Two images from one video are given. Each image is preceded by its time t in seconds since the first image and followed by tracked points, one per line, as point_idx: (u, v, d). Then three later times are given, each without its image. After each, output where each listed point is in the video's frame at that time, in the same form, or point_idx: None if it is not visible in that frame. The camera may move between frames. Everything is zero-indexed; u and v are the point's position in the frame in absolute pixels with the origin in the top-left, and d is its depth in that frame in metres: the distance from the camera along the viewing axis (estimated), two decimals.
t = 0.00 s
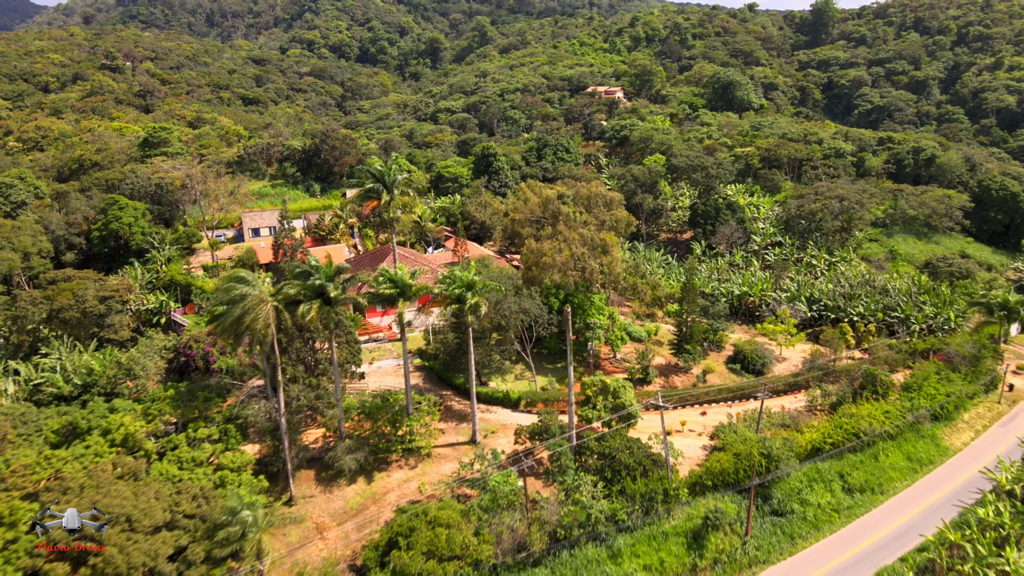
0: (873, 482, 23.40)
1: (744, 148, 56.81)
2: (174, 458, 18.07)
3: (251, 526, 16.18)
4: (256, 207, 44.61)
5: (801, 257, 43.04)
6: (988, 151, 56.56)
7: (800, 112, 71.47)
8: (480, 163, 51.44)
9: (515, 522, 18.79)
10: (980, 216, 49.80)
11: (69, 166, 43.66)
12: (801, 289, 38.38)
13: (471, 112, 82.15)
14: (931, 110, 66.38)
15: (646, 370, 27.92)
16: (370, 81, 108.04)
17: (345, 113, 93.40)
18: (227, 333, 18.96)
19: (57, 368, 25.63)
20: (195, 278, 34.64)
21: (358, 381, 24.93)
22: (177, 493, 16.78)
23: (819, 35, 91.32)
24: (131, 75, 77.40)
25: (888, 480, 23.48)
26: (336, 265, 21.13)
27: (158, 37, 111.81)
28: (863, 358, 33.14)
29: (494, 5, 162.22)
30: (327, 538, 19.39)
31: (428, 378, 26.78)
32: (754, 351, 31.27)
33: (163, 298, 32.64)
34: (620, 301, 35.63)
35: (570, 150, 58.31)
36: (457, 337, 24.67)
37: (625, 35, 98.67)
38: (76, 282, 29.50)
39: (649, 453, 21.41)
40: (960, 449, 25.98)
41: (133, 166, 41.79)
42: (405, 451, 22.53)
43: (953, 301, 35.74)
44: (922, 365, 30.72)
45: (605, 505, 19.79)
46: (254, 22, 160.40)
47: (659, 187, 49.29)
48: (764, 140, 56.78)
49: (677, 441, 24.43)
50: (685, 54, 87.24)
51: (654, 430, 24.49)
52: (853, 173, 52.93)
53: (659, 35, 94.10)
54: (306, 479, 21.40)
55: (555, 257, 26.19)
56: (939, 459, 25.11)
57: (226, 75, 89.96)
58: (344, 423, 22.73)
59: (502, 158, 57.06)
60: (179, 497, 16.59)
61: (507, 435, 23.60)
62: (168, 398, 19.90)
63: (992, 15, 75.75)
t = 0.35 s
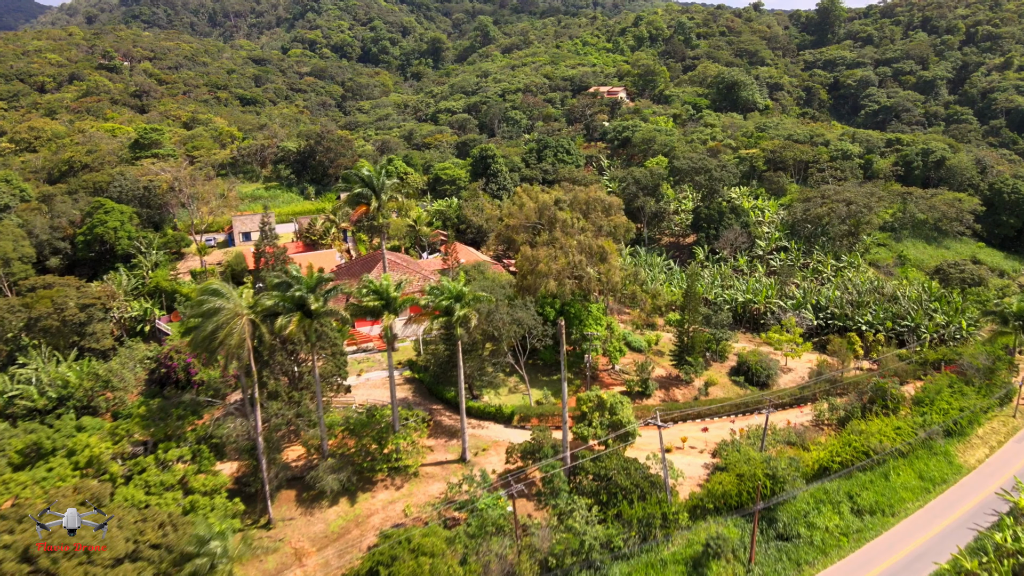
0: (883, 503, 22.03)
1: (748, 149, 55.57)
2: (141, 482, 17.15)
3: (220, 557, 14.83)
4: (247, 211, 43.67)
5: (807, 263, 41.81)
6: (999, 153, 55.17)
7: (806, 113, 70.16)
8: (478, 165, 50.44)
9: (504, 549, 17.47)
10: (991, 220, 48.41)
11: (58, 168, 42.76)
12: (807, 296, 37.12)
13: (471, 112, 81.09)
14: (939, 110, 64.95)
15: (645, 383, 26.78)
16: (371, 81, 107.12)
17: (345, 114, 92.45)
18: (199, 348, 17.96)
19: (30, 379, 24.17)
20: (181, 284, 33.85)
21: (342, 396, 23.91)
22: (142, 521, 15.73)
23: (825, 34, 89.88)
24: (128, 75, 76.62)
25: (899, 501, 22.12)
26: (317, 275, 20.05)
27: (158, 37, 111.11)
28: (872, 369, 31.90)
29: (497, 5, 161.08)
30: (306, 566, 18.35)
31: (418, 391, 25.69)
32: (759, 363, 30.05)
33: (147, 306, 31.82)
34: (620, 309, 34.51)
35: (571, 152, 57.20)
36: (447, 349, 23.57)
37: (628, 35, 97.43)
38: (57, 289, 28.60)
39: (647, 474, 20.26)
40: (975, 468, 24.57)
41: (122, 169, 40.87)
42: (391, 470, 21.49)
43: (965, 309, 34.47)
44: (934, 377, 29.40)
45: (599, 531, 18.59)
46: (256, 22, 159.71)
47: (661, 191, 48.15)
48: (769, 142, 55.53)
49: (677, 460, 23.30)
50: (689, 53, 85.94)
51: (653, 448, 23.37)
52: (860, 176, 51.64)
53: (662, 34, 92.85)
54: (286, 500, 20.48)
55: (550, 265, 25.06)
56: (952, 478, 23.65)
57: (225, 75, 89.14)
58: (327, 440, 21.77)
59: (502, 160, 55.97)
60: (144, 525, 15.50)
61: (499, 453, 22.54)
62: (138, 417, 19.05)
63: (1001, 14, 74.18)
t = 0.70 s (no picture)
0: (891, 525, 20.80)
1: (750, 151, 54.53)
2: (106, 509, 16.10)
3: None
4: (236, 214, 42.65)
5: (810, 268, 40.77)
6: (1005, 154, 53.99)
7: (807, 114, 69.11)
8: (473, 168, 49.49)
9: None
10: (998, 224, 47.30)
11: (44, 170, 41.66)
12: (809, 303, 36.06)
13: (469, 113, 80.07)
14: (943, 111, 63.83)
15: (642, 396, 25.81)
16: (368, 81, 106.08)
17: (342, 114, 91.44)
18: (167, 366, 16.91)
19: None
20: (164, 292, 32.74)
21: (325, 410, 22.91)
22: (104, 552, 14.30)
23: (827, 34, 88.74)
24: (121, 75, 75.65)
25: (908, 522, 20.92)
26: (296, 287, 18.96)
27: (154, 37, 110.11)
28: (877, 380, 30.93)
29: (496, 4, 159.98)
30: None
31: (405, 405, 24.65)
32: (760, 374, 29.03)
33: (129, 314, 30.77)
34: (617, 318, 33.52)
35: (569, 153, 56.21)
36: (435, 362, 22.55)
37: (628, 34, 96.34)
38: (33, 297, 27.50)
39: (643, 496, 19.21)
40: (987, 485, 23.30)
41: (108, 171, 39.83)
42: (376, 491, 20.48)
43: (973, 317, 33.44)
44: (942, 389, 28.31)
45: (593, 558, 17.37)
46: (255, 21, 158.76)
47: (660, 194, 47.16)
48: (770, 144, 54.48)
49: (675, 478, 22.30)
50: (689, 53, 84.86)
51: (650, 467, 22.49)
52: (863, 179, 50.60)
53: (662, 34, 91.77)
54: (263, 523, 19.43)
55: (543, 273, 24.02)
56: (963, 496, 22.46)
57: (220, 75, 88.13)
58: (307, 459, 20.70)
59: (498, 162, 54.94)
60: (105, 557, 14.08)
61: (489, 472, 21.54)
62: (103, 439, 18.02)
63: (1005, 14, 72.98)
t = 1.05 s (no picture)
0: (902, 550, 19.55)
1: (750, 154, 53.45)
2: (61, 542, 14.88)
3: None
4: (223, 219, 41.52)
5: (813, 275, 39.75)
6: (1010, 157, 52.88)
7: (809, 115, 68.04)
8: (468, 171, 48.47)
9: None
10: (1005, 228, 46.20)
11: (28, 174, 39.71)
12: (813, 311, 35.01)
13: (466, 113, 78.97)
14: (946, 112, 62.69)
15: (640, 412, 24.83)
16: (365, 81, 104.87)
17: (338, 115, 90.33)
18: (130, 389, 15.70)
19: None
20: (145, 300, 31.27)
21: (306, 429, 21.84)
22: None
23: (828, 34, 87.55)
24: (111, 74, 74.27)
25: (918, 547, 19.67)
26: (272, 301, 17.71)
27: (148, 36, 108.73)
28: (884, 393, 29.89)
29: (495, 3, 158.77)
30: None
31: (392, 422, 23.48)
32: (762, 389, 27.99)
33: (108, 324, 29.30)
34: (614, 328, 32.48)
35: (566, 156, 55.16)
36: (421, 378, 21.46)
37: (627, 34, 95.15)
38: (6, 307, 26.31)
39: (640, 524, 17.91)
40: (999, 507, 22.13)
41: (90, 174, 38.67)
42: (357, 516, 19.26)
43: (982, 326, 32.40)
44: (952, 404, 27.25)
45: None
46: (252, 21, 157.48)
47: (659, 198, 46.10)
48: (771, 146, 53.39)
49: (674, 501, 21.23)
50: (689, 54, 83.71)
51: (649, 489, 21.48)
52: (866, 182, 49.52)
53: (662, 34, 90.62)
54: (238, 552, 18.27)
55: (536, 284, 22.93)
56: (975, 519, 21.26)
57: (214, 76, 86.87)
58: (284, 483, 19.51)
59: (494, 165, 53.85)
60: None
61: (478, 495, 20.43)
62: (61, 467, 17.11)
63: (1008, 13, 71.79)
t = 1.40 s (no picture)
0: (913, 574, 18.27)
1: (752, 155, 52.48)
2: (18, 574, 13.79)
3: None
4: (213, 222, 40.53)
5: (817, 280, 38.82)
6: (1016, 158, 51.85)
7: (811, 116, 67.08)
8: (463, 173, 47.64)
9: None
10: (1012, 232, 45.19)
11: (13, 175, 37.77)
12: (817, 319, 34.11)
13: (463, 114, 78.05)
14: (949, 112, 61.71)
15: (638, 426, 24.14)
16: (361, 80, 103.81)
17: (334, 115, 89.39)
18: (94, 410, 14.45)
19: None
20: (128, 308, 29.33)
21: (289, 445, 20.82)
22: None
23: (829, 33, 86.56)
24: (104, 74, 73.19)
25: (930, 570, 18.36)
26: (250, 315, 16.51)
27: (144, 36, 107.60)
28: (891, 404, 28.99)
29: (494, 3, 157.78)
30: None
31: (380, 437, 22.44)
32: (766, 401, 27.15)
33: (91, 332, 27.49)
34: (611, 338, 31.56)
35: (564, 157, 54.23)
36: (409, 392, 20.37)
37: (627, 34, 94.07)
38: None
39: (638, 549, 16.61)
40: (1014, 525, 20.63)
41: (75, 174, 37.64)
42: (340, 539, 18.15)
43: (991, 333, 31.41)
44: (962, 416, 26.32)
45: None
46: (250, 20, 156.36)
47: (658, 200, 45.15)
48: (773, 147, 52.42)
49: (674, 523, 20.32)
50: (689, 53, 82.74)
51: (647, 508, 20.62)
52: (870, 184, 48.52)
53: (662, 33, 89.60)
54: None
55: (529, 294, 21.99)
56: (988, 539, 19.78)
57: (209, 75, 85.82)
58: (264, 503, 18.46)
59: (491, 167, 52.89)
60: None
61: (468, 515, 19.40)
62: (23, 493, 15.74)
63: (1012, 12, 70.73)
